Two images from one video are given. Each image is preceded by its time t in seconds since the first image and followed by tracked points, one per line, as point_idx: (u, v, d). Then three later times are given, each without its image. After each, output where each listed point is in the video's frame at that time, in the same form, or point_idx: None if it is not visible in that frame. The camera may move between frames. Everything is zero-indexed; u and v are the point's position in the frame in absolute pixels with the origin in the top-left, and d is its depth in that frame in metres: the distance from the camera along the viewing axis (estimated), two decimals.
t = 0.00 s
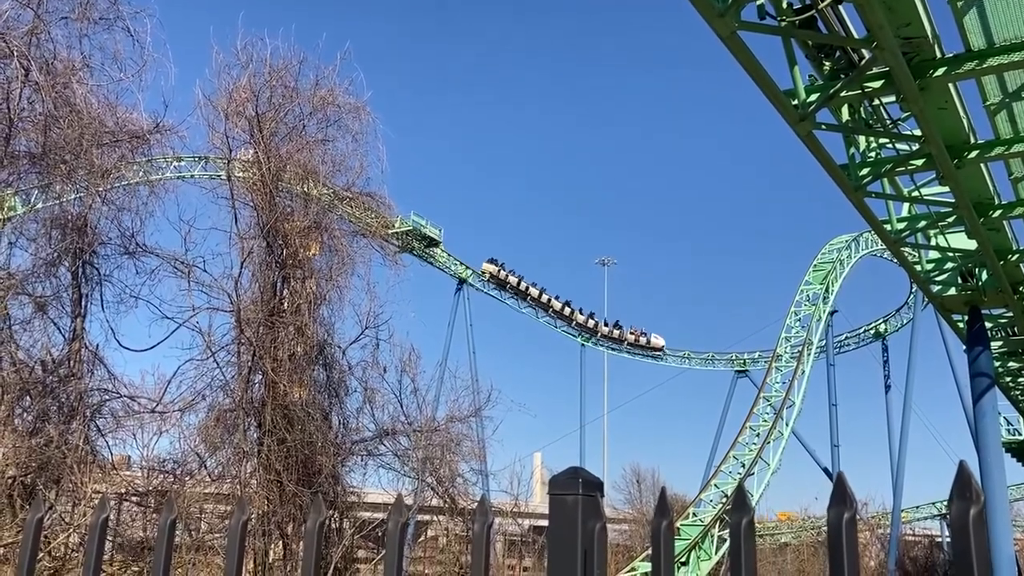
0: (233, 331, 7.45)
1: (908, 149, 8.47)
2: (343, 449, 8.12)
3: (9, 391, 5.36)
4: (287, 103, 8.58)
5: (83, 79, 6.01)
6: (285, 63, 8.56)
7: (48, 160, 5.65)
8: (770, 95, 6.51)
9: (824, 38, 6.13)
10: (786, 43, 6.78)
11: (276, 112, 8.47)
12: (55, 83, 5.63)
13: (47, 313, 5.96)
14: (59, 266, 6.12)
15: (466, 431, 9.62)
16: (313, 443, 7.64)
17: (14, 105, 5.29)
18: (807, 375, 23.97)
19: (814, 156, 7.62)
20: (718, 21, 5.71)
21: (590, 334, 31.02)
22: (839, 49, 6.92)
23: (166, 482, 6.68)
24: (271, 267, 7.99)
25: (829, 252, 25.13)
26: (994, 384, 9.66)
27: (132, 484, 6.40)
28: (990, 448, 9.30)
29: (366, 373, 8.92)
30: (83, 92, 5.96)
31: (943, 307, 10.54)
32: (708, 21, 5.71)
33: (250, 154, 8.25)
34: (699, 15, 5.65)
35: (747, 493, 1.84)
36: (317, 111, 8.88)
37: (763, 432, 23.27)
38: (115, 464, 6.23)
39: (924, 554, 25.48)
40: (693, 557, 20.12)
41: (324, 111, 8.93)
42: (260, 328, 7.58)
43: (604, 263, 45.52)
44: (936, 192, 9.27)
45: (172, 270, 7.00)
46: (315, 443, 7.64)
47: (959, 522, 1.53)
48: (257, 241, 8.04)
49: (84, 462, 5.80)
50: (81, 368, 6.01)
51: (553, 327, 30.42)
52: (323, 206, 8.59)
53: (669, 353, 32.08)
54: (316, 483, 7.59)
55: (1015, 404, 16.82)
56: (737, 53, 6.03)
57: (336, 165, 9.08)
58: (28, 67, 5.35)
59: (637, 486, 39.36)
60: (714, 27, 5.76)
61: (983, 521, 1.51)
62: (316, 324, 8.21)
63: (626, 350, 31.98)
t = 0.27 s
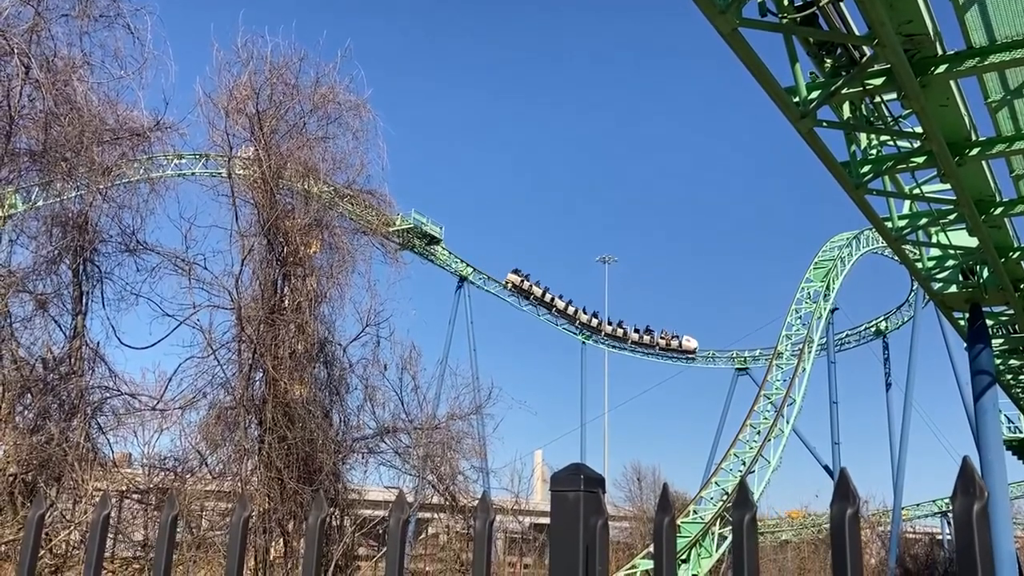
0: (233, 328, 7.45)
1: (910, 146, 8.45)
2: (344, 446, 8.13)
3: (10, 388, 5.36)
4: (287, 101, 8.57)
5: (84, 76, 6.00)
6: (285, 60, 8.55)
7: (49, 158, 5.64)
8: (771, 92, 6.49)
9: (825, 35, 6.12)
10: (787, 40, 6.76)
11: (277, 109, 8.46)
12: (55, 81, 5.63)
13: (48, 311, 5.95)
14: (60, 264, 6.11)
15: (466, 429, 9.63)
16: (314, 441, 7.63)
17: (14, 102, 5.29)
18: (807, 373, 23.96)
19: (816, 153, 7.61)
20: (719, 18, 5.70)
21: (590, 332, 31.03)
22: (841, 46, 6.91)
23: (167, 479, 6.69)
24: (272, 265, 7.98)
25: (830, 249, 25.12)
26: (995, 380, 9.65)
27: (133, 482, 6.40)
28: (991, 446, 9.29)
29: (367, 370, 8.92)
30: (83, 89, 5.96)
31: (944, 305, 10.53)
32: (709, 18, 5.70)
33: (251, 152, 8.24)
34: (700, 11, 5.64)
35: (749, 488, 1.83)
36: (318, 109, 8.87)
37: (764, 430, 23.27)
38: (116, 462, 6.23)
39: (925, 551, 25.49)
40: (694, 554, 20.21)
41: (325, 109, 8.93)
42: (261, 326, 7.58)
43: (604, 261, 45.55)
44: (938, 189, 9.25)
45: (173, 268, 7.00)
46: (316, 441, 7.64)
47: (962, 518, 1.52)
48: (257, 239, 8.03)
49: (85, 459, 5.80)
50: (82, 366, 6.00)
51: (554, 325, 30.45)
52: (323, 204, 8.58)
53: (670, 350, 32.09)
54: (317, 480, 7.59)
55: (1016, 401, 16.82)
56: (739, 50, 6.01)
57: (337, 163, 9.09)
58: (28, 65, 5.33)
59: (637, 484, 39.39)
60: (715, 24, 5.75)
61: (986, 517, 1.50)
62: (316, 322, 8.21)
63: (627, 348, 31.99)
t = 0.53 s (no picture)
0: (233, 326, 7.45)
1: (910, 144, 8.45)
2: (344, 445, 8.13)
3: (10, 387, 5.36)
4: (287, 99, 8.57)
5: (84, 74, 6.00)
6: (285, 58, 8.55)
7: (48, 156, 5.64)
8: (771, 90, 6.49)
9: (825, 33, 6.11)
10: (787, 39, 6.76)
11: (277, 108, 8.45)
12: (55, 79, 5.63)
13: (48, 309, 5.96)
14: (60, 262, 6.11)
15: (466, 427, 9.63)
16: (314, 439, 7.63)
17: (14, 100, 5.30)
18: (807, 371, 23.97)
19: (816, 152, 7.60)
20: (719, 16, 5.70)
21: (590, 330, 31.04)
22: (841, 44, 6.90)
23: (166, 478, 6.69)
24: (272, 263, 7.97)
25: (830, 248, 25.12)
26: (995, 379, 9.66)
27: (133, 480, 6.41)
28: (991, 445, 9.29)
29: (367, 369, 8.92)
30: (83, 87, 5.96)
31: (944, 303, 10.53)
32: (709, 16, 5.70)
33: (250, 150, 8.23)
34: (701, 9, 5.64)
35: (750, 488, 1.84)
36: (317, 107, 8.87)
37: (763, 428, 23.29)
38: (115, 460, 6.23)
39: (924, 550, 25.50)
40: (694, 552, 20.24)
41: (325, 107, 8.93)
42: (261, 324, 7.57)
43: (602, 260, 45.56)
44: (937, 187, 9.25)
45: (173, 266, 7.00)
46: (315, 439, 7.64)
47: (962, 517, 1.52)
48: (257, 237, 8.03)
49: (85, 457, 5.79)
50: (82, 364, 6.00)
51: (555, 324, 30.46)
52: (323, 202, 8.58)
53: (670, 349, 32.11)
54: (317, 478, 7.59)
55: (1015, 399, 16.82)
56: (739, 48, 6.01)
57: (336, 162, 9.09)
58: (28, 63, 5.34)
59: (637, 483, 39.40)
60: (715, 22, 5.75)
61: (986, 518, 1.50)
62: (316, 320, 8.20)
63: (627, 346, 32.00)
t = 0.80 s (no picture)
0: (231, 325, 7.44)
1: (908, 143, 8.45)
2: (342, 443, 8.13)
3: (8, 385, 5.36)
4: (285, 97, 8.56)
5: (82, 72, 5.99)
6: (283, 56, 8.54)
7: (46, 154, 5.63)
8: (769, 89, 6.50)
9: (823, 32, 6.11)
10: (786, 37, 6.76)
11: (275, 105, 8.45)
12: (53, 77, 5.62)
13: (45, 307, 5.96)
14: (57, 260, 6.12)
15: (465, 426, 9.63)
16: (312, 437, 7.63)
17: (12, 98, 5.30)
18: (805, 370, 23.99)
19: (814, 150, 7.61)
20: (717, 14, 5.70)
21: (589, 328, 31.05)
22: (839, 42, 6.91)
23: (164, 476, 6.69)
24: (270, 261, 7.96)
25: (828, 247, 25.14)
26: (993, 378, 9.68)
27: (131, 478, 6.41)
28: (989, 445, 9.31)
29: (365, 367, 8.92)
30: (81, 85, 5.95)
31: (942, 302, 10.54)
32: (708, 14, 5.70)
33: (248, 148, 8.23)
34: (699, 8, 5.64)
35: (747, 486, 1.84)
36: (316, 105, 8.87)
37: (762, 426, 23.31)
38: (113, 458, 6.23)
39: (922, 548, 25.54)
40: (692, 550, 20.26)
41: (323, 105, 8.92)
42: (259, 322, 7.56)
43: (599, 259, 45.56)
44: (935, 186, 9.26)
45: (171, 265, 6.99)
46: (313, 438, 7.64)
47: (959, 515, 1.53)
48: (255, 235, 8.02)
49: (83, 456, 5.79)
50: (80, 362, 5.99)
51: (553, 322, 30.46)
52: (322, 200, 8.57)
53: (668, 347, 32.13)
54: (315, 477, 7.59)
55: (1013, 398, 16.84)
56: (738, 47, 6.01)
57: (335, 160, 9.08)
58: (26, 60, 5.32)
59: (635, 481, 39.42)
60: (714, 20, 5.75)
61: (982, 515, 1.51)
62: (314, 318, 8.20)
63: (625, 345, 32.02)
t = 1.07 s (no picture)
0: (228, 323, 7.44)
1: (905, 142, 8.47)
2: (340, 441, 8.14)
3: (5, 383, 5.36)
4: (282, 95, 8.56)
5: (79, 71, 5.99)
6: (280, 54, 8.53)
7: (43, 152, 5.64)
8: (766, 88, 6.50)
9: (820, 31, 6.12)
10: (783, 36, 6.77)
11: (272, 104, 8.44)
12: (50, 75, 5.62)
13: (42, 306, 5.96)
14: (55, 258, 6.11)
15: (462, 424, 9.63)
16: (309, 436, 7.64)
17: (9, 96, 5.30)
18: (802, 368, 24.02)
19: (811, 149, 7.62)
20: (714, 13, 5.70)
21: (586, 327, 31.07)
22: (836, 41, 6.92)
23: (161, 474, 6.69)
24: (267, 260, 7.95)
25: (825, 246, 25.18)
26: (989, 376, 9.70)
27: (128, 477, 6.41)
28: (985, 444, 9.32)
29: (363, 366, 8.92)
30: (78, 83, 5.94)
31: (938, 300, 10.56)
32: (705, 13, 5.70)
33: (246, 147, 8.22)
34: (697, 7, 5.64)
35: (742, 484, 1.85)
36: (313, 103, 8.87)
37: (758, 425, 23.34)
38: (110, 457, 6.22)
39: (919, 546, 25.59)
40: (689, 548, 20.29)
41: (320, 103, 8.92)
42: (257, 320, 7.55)
43: (597, 257, 45.58)
44: (932, 185, 9.28)
45: (168, 263, 6.98)
46: (310, 436, 7.64)
47: (953, 513, 1.54)
48: (252, 234, 8.01)
49: (80, 454, 5.78)
50: (77, 361, 5.98)
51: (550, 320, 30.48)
52: (319, 198, 8.57)
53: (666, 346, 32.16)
54: (312, 475, 7.60)
55: (1009, 396, 16.88)
56: (735, 46, 6.02)
57: (332, 158, 9.09)
58: (22, 58, 5.33)
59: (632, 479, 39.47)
60: (711, 19, 5.75)
61: (976, 513, 1.51)
62: (312, 316, 8.20)
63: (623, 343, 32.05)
